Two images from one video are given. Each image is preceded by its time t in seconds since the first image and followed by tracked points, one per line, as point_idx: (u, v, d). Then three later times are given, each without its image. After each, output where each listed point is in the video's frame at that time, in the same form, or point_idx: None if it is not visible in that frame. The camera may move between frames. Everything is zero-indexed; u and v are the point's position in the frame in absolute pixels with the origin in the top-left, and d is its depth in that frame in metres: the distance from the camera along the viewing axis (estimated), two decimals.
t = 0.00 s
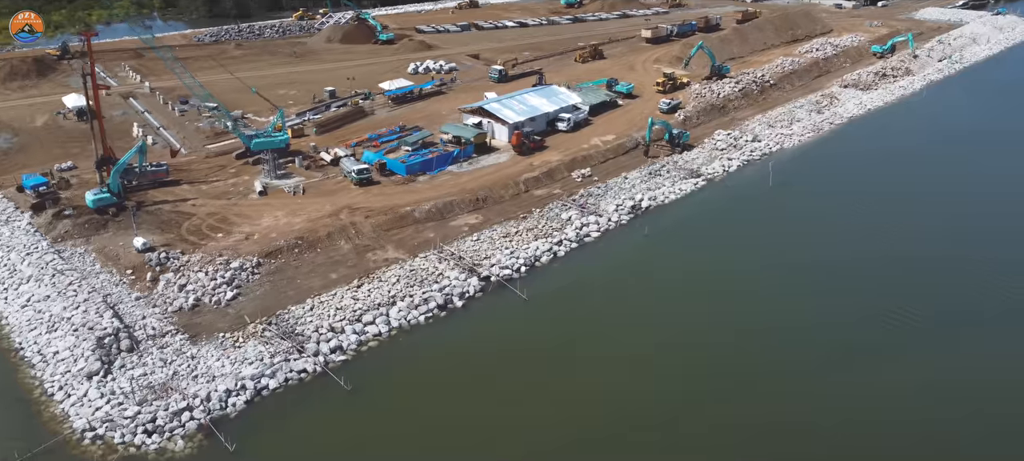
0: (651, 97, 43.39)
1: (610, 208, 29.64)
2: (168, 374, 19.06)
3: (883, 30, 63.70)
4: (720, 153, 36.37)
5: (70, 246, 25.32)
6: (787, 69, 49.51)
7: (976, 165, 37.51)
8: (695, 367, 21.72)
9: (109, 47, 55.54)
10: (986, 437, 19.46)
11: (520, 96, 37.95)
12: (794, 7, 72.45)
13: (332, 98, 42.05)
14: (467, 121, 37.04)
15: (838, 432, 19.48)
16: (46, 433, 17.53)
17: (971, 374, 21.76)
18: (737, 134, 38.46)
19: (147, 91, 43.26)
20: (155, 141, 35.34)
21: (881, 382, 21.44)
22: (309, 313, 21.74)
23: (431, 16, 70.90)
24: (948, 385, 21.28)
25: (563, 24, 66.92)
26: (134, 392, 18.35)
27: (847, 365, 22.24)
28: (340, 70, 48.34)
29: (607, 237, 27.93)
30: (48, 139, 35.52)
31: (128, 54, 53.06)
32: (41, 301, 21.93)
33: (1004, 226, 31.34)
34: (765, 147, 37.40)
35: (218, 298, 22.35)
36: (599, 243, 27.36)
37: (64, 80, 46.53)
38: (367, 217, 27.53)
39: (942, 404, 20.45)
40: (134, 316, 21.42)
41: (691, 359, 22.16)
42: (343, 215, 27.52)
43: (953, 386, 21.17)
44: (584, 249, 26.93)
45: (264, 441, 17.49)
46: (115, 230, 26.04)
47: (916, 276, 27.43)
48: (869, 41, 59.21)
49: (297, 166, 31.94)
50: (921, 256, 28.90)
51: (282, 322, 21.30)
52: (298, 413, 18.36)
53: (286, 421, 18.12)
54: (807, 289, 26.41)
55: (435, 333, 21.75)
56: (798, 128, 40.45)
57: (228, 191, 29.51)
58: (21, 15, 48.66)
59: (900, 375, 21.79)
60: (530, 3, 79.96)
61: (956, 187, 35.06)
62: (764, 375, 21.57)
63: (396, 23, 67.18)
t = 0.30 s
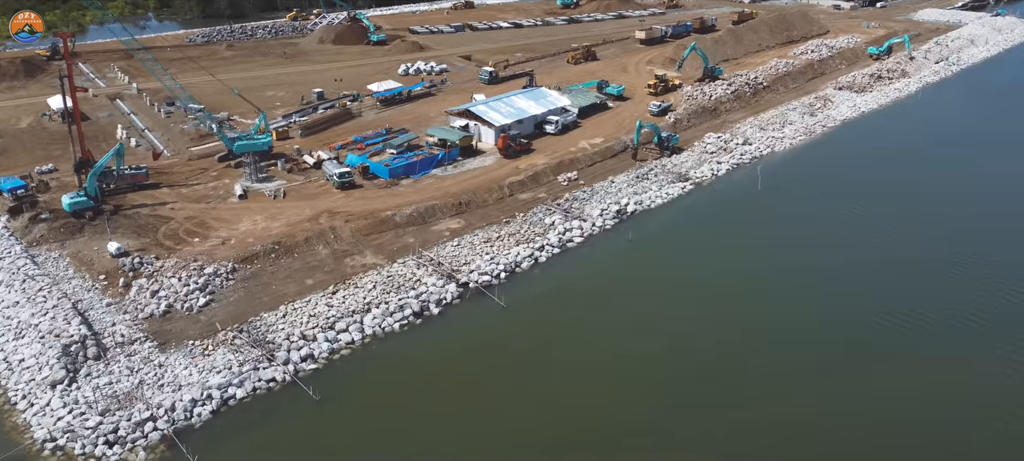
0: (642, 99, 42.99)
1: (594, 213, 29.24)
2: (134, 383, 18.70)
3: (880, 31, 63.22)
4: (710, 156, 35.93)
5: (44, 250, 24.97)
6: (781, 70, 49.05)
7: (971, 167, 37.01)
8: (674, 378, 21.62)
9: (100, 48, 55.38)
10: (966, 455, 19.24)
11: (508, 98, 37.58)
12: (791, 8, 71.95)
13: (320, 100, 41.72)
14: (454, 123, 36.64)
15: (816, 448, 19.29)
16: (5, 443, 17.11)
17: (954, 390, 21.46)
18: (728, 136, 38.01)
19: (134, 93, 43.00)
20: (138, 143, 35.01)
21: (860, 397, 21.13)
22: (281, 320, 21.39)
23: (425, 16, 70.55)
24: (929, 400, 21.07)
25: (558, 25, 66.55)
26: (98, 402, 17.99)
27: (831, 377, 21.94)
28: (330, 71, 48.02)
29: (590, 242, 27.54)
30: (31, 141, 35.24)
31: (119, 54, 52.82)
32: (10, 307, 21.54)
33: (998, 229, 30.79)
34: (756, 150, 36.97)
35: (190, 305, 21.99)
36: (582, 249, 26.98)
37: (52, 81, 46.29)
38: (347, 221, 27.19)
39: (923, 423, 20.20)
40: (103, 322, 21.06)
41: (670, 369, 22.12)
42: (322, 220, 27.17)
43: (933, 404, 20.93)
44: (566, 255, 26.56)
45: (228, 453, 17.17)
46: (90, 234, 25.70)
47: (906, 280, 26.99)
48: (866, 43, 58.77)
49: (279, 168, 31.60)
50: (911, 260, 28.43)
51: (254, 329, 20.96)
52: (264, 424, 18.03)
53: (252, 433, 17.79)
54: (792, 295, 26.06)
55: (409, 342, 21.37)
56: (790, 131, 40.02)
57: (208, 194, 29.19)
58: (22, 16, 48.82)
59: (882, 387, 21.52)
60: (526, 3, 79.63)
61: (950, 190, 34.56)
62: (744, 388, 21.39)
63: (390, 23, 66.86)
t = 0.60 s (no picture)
0: (640, 102, 42.47)
1: (584, 218, 28.77)
2: (105, 390, 18.40)
3: (885, 33, 62.44)
4: (706, 160, 35.39)
5: (26, 253, 24.73)
6: (782, 73, 48.38)
7: (974, 171, 36.28)
8: (660, 387, 21.19)
9: (100, 49, 55.42)
10: None
11: (501, 101, 37.16)
12: (796, 9, 71.21)
13: (315, 102, 41.45)
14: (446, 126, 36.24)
15: None
16: None
17: (950, 397, 20.72)
18: (725, 140, 37.45)
19: (129, 94, 42.93)
20: (128, 145, 34.86)
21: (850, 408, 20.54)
22: (258, 327, 21.08)
23: (426, 17, 70.24)
24: (921, 408, 20.41)
25: (559, 26, 66.10)
26: (67, 410, 17.67)
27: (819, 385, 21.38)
28: (327, 73, 47.79)
29: (579, 247, 27.08)
30: (22, 142, 35.14)
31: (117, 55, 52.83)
32: None
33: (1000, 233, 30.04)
34: (752, 155, 36.39)
35: (168, 311, 21.72)
36: (570, 255, 26.52)
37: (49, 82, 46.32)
38: (332, 225, 26.85)
39: (916, 435, 19.58)
40: (79, 328, 20.77)
41: (654, 378, 21.68)
42: (307, 224, 26.85)
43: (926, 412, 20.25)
44: (553, 261, 26.10)
45: None
46: (73, 238, 25.49)
47: (902, 285, 26.33)
48: (870, 45, 58.03)
49: (267, 172, 31.32)
50: (907, 264, 27.78)
51: (230, 336, 20.65)
52: (234, 434, 17.71)
53: (221, 442, 17.45)
54: (783, 301, 25.48)
55: (386, 350, 20.99)
56: (788, 134, 39.39)
57: (194, 197, 28.95)
58: (21, 16, 48.83)
59: (873, 396, 20.91)
60: (528, 5, 79.26)
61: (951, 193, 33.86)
62: (729, 398, 20.91)
63: (391, 24, 66.60)
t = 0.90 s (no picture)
0: (634, 104, 41.99)
1: (571, 223, 28.32)
2: (71, 399, 18.10)
3: (887, 34, 61.76)
4: (699, 164, 34.89)
5: (3, 257, 24.51)
6: (781, 75, 47.79)
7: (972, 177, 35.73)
8: (643, 396, 20.77)
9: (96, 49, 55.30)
10: None
11: (492, 103, 36.74)
12: (798, 10, 70.56)
13: (306, 103, 41.13)
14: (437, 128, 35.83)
15: None
16: None
17: (937, 414, 20.22)
18: (719, 144, 36.93)
19: (121, 95, 42.78)
20: (116, 147, 34.67)
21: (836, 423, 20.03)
22: (232, 334, 20.74)
23: (425, 17, 69.86)
24: (907, 424, 19.94)
25: (558, 27, 65.65)
26: (31, 419, 17.38)
27: (808, 397, 20.92)
28: (321, 75, 47.51)
29: (564, 254, 26.62)
30: (10, 143, 35.01)
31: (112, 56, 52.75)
32: None
33: (996, 241, 29.45)
34: (746, 159, 35.88)
35: (141, 317, 21.42)
36: (554, 261, 26.08)
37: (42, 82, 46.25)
38: (314, 230, 26.50)
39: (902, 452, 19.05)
40: (50, 335, 20.50)
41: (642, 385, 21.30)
42: (289, 228, 26.51)
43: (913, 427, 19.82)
44: (537, 267, 25.67)
45: None
46: (52, 242, 25.26)
47: (893, 295, 25.82)
48: (872, 46, 57.39)
49: (253, 174, 31.02)
50: (903, 273, 27.22)
51: (202, 343, 20.32)
52: (200, 445, 17.37)
53: (186, 453, 17.11)
54: (773, 309, 25.00)
55: (361, 359, 20.60)
56: (784, 138, 38.83)
57: (177, 200, 28.68)
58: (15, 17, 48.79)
59: (858, 410, 20.44)
60: (529, 5, 78.85)
61: (948, 200, 33.30)
62: (712, 410, 20.49)
63: (389, 25, 66.29)
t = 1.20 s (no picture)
0: (626, 106, 41.55)
1: (555, 228, 27.89)
2: (34, 409, 17.78)
3: (886, 36, 61.22)
4: (689, 168, 34.43)
5: None
6: (776, 77, 47.29)
7: (967, 181, 35.17)
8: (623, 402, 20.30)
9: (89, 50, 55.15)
10: None
11: (480, 106, 36.34)
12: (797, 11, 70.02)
13: (295, 105, 40.79)
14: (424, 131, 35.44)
15: None
16: None
17: (923, 425, 19.66)
18: (710, 147, 36.46)
19: (110, 96, 42.55)
20: (100, 150, 34.41)
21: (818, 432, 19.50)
22: (202, 342, 20.40)
23: (421, 18, 69.43)
24: (892, 434, 19.37)
25: (555, 28, 65.18)
26: None
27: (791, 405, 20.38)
28: (312, 76, 47.20)
29: (547, 259, 26.19)
30: None
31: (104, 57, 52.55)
32: None
33: (989, 246, 28.87)
34: (737, 162, 35.42)
35: (112, 324, 21.08)
36: (536, 267, 25.65)
37: (32, 83, 46.07)
38: (293, 234, 26.12)
39: None
40: (18, 342, 20.19)
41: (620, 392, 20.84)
42: (268, 233, 26.14)
43: (897, 438, 19.25)
44: (519, 273, 25.24)
45: None
46: (27, 246, 24.95)
47: (882, 301, 25.27)
48: (870, 48, 56.82)
49: (235, 178, 30.69)
50: (893, 278, 26.68)
51: (171, 352, 19.99)
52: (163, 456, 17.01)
53: None
54: (758, 316, 24.49)
55: (333, 368, 20.21)
56: (776, 141, 38.33)
57: (157, 204, 28.36)
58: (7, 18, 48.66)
59: (842, 419, 19.94)
60: (526, 5, 78.45)
61: (942, 204, 32.74)
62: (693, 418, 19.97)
63: (384, 25, 65.94)
